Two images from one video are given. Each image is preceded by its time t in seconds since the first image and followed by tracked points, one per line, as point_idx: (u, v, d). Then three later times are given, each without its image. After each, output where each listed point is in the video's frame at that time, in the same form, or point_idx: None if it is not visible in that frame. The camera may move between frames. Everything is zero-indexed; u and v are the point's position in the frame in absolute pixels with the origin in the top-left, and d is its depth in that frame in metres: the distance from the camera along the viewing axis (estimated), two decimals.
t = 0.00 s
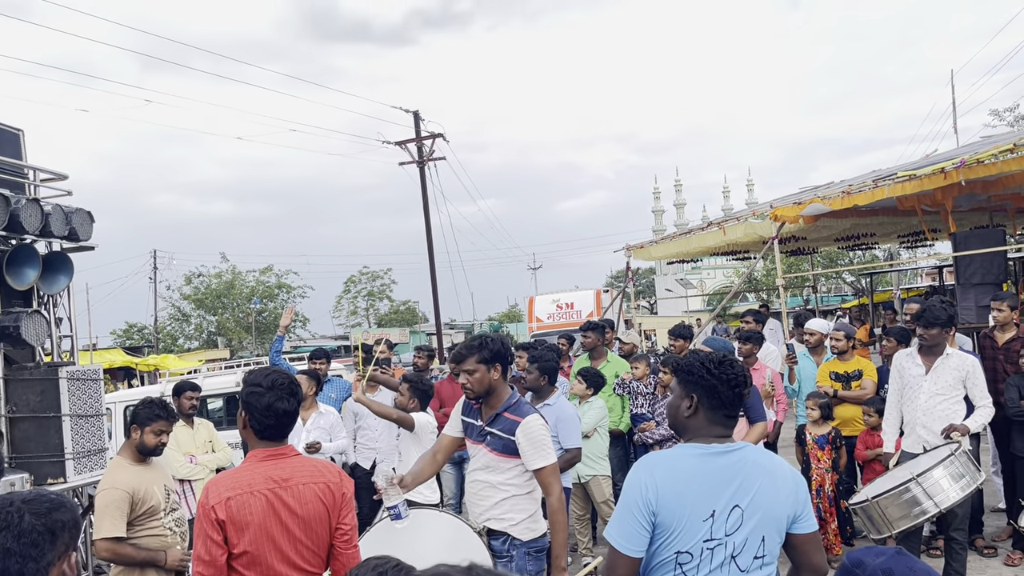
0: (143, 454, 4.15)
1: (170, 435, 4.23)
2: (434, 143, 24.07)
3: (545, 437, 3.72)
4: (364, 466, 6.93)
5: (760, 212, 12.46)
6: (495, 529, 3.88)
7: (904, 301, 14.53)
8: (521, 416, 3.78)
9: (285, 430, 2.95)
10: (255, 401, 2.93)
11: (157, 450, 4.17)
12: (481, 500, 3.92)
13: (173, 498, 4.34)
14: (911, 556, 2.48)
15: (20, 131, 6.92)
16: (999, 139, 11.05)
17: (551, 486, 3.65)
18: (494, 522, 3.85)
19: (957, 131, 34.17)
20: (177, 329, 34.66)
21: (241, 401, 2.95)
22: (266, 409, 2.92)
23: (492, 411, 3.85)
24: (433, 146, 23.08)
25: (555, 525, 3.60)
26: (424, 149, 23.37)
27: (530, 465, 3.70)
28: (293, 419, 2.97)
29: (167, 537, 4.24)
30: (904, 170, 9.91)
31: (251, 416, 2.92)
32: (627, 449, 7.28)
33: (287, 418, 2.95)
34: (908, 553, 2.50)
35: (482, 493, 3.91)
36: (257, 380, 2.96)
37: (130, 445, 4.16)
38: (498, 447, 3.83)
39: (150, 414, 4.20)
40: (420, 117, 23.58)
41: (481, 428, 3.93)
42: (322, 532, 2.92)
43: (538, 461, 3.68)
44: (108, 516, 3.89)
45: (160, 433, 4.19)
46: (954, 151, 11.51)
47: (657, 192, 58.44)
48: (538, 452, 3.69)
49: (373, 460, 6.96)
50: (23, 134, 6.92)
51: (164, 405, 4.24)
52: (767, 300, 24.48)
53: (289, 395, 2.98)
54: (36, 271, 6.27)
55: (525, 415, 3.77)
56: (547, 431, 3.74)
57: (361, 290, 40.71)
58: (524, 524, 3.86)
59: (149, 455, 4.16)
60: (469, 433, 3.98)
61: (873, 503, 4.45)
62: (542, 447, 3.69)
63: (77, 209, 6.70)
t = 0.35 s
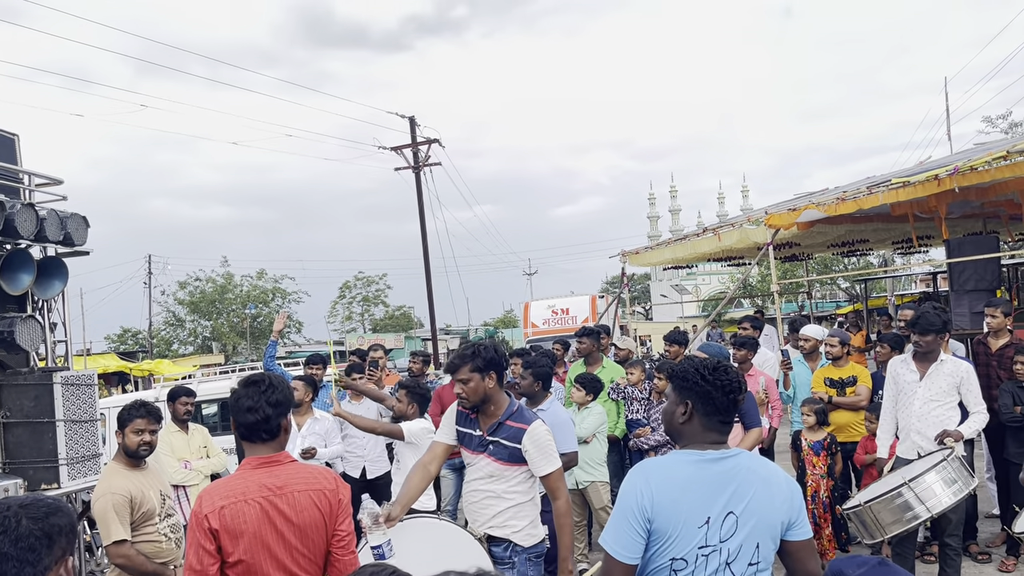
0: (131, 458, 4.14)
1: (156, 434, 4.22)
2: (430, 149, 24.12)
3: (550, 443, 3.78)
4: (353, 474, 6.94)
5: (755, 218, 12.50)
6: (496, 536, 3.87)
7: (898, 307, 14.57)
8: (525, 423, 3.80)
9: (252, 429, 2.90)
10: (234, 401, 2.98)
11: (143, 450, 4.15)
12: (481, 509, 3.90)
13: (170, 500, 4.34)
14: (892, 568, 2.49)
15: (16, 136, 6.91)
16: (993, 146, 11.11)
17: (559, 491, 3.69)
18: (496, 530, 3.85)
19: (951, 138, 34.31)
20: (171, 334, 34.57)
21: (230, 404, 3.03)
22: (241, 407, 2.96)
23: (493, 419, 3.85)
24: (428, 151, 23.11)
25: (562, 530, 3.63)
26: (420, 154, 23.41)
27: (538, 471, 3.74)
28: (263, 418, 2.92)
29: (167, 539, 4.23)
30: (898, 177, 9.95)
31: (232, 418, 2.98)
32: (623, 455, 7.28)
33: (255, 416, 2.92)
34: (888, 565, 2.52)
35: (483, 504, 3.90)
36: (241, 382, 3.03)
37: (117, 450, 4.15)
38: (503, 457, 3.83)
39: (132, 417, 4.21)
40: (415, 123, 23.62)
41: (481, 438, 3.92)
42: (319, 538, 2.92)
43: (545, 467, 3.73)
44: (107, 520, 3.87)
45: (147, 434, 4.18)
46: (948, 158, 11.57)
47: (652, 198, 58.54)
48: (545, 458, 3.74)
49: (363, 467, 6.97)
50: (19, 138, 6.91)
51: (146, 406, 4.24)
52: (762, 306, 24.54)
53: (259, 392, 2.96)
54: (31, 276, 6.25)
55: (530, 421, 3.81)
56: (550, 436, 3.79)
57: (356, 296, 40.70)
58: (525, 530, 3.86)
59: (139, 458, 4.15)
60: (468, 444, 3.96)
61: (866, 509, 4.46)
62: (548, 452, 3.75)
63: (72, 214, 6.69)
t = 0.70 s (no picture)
0: (127, 462, 4.12)
1: (152, 438, 4.20)
2: (426, 155, 24.16)
3: (551, 450, 3.79)
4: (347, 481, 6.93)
5: (750, 224, 12.53)
6: (496, 543, 3.86)
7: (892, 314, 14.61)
8: (526, 431, 3.81)
9: (249, 431, 2.91)
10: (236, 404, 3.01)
11: (139, 455, 4.13)
12: (481, 517, 3.89)
13: (165, 506, 4.33)
14: None
15: (11, 141, 6.89)
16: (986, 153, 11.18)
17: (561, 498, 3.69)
18: (496, 537, 3.84)
19: (946, 145, 34.49)
20: (166, 339, 34.48)
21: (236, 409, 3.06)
22: (242, 410, 2.99)
23: (492, 427, 3.85)
24: (424, 157, 23.13)
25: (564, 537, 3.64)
26: (415, 160, 23.44)
27: (540, 480, 3.73)
28: (260, 420, 2.92)
29: (161, 544, 4.22)
30: (893, 184, 10.00)
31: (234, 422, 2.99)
32: (618, 461, 7.28)
33: (252, 418, 2.93)
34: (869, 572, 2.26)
35: (482, 512, 3.89)
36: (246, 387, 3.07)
37: (112, 455, 4.13)
38: (504, 464, 3.83)
39: (126, 422, 4.18)
40: (411, 129, 23.65)
41: (481, 446, 3.92)
42: (309, 548, 2.87)
43: (546, 475, 3.73)
44: (104, 526, 3.85)
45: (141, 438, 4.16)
46: (941, 165, 11.62)
47: (647, 204, 58.66)
48: (547, 466, 3.74)
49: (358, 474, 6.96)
50: (14, 143, 6.90)
51: (141, 410, 4.21)
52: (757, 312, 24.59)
53: (258, 394, 2.98)
54: (26, 281, 6.23)
55: (530, 429, 3.81)
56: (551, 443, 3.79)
57: (351, 301, 40.68)
58: (526, 537, 3.88)
59: (135, 463, 4.13)
60: (466, 451, 3.96)
61: (860, 515, 4.47)
62: (550, 460, 3.75)
63: (68, 219, 6.67)
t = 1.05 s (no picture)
0: (118, 468, 4.10)
1: (142, 443, 4.19)
2: (421, 160, 24.18)
3: (549, 457, 3.78)
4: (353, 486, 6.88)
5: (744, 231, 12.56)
6: (495, 550, 3.85)
7: (886, 321, 14.65)
8: (524, 438, 3.80)
9: (269, 436, 2.91)
10: (247, 408, 2.98)
11: (131, 460, 4.12)
12: (480, 524, 3.88)
13: (158, 513, 4.30)
14: None
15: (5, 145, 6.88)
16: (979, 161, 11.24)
17: (561, 504, 3.69)
18: (496, 545, 3.83)
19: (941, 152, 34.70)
20: (160, 344, 34.37)
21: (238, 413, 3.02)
22: (254, 414, 2.96)
23: (490, 434, 3.85)
24: (419, 163, 23.13)
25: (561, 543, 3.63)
26: (411, 166, 23.48)
27: (540, 487, 3.73)
28: (280, 426, 2.95)
29: (154, 552, 4.18)
30: (887, 191, 10.04)
31: (244, 427, 2.95)
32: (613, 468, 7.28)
33: (273, 423, 2.94)
34: None
35: (482, 519, 3.88)
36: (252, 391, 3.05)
37: (104, 461, 4.12)
38: (503, 472, 3.82)
39: (115, 428, 4.17)
40: (406, 134, 23.67)
41: (478, 452, 3.91)
42: (310, 555, 2.86)
43: (545, 482, 3.73)
44: (96, 533, 3.84)
45: (132, 443, 4.15)
46: (935, 172, 11.67)
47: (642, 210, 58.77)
48: (547, 473, 3.74)
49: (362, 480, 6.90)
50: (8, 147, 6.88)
51: (132, 416, 4.21)
52: (752, 318, 24.65)
53: (277, 400, 3.00)
54: (19, 286, 6.21)
55: (528, 436, 3.81)
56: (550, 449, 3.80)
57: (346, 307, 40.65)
58: (526, 544, 3.88)
59: (126, 469, 4.12)
60: (463, 458, 3.95)
61: (853, 521, 4.47)
62: (550, 467, 3.75)
63: (61, 224, 6.66)
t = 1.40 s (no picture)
0: (107, 475, 4.08)
1: (130, 449, 4.17)
2: (415, 166, 24.20)
3: (548, 463, 3.73)
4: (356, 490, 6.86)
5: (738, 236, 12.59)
6: (493, 556, 3.85)
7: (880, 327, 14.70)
8: (522, 443, 3.79)
9: (278, 439, 2.95)
10: (250, 415, 2.97)
11: (119, 466, 4.10)
12: (478, 529, 3.89)
13: (148, 518, 4.28)
14: None
15: None
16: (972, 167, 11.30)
17: (556, 506, 3.61)
18: (493, 551, 3.83)
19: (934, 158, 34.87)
20: (153, 349, 34.25)
21: (235, 421, 2.99)
22: (260, 417, 2.96)
23: (490, 437, 3.85)
24: (414, 168, 23.14)
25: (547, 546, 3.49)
26: (405, 171, 23.48)
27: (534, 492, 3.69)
28: (288, 426, 3.00)
29: (144, 557, 4.17)
30: (880, 197, 10.08)
31: (248, 431, 2.94)
32: (607, 473, 7.28)
33: (279, 425, 2.97)
34: None
35: (480, 524, 3.88)
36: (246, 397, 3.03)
37: (91, 467, 4.10)
38: (500, 476, 3.82)
39: (102, 434, 4.15)
40: (401, 140, 23.69)
41: (478, 455, 3.92)
42: (309, 559, 2.85)
43: (541, 488, 3.67)
44: (85, 539, 3.82)
45: (119, 449, 4.12)
46: (928, 179, 11.73)
47: (636, 216, 58.95)
48: (543, 479, 3.69)
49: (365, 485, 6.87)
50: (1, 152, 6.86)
51: (118, 422, 4.18)
52: (746, 324, 24.71)
53: (279, 403, 3.03)
54: (11, 291, 6.18)
55: (526, 441, 3.78)
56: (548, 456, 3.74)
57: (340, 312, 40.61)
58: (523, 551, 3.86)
59: (115, 475, 4.09)
60: (465, 460, 3.97)
61: (846, 527, 4.47)
62: (547, 473, 3.70)
63: (55, 228, 6.64)
